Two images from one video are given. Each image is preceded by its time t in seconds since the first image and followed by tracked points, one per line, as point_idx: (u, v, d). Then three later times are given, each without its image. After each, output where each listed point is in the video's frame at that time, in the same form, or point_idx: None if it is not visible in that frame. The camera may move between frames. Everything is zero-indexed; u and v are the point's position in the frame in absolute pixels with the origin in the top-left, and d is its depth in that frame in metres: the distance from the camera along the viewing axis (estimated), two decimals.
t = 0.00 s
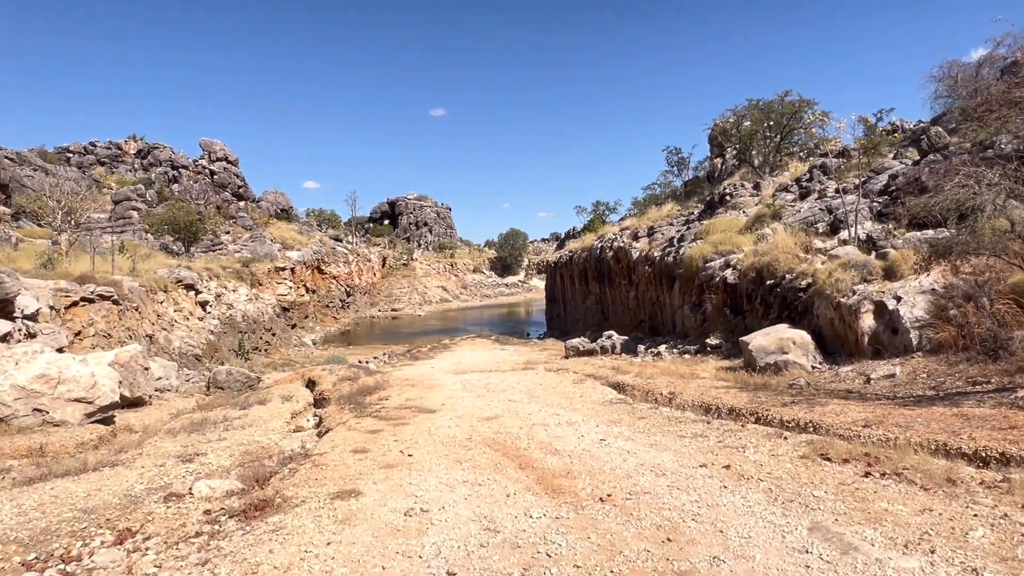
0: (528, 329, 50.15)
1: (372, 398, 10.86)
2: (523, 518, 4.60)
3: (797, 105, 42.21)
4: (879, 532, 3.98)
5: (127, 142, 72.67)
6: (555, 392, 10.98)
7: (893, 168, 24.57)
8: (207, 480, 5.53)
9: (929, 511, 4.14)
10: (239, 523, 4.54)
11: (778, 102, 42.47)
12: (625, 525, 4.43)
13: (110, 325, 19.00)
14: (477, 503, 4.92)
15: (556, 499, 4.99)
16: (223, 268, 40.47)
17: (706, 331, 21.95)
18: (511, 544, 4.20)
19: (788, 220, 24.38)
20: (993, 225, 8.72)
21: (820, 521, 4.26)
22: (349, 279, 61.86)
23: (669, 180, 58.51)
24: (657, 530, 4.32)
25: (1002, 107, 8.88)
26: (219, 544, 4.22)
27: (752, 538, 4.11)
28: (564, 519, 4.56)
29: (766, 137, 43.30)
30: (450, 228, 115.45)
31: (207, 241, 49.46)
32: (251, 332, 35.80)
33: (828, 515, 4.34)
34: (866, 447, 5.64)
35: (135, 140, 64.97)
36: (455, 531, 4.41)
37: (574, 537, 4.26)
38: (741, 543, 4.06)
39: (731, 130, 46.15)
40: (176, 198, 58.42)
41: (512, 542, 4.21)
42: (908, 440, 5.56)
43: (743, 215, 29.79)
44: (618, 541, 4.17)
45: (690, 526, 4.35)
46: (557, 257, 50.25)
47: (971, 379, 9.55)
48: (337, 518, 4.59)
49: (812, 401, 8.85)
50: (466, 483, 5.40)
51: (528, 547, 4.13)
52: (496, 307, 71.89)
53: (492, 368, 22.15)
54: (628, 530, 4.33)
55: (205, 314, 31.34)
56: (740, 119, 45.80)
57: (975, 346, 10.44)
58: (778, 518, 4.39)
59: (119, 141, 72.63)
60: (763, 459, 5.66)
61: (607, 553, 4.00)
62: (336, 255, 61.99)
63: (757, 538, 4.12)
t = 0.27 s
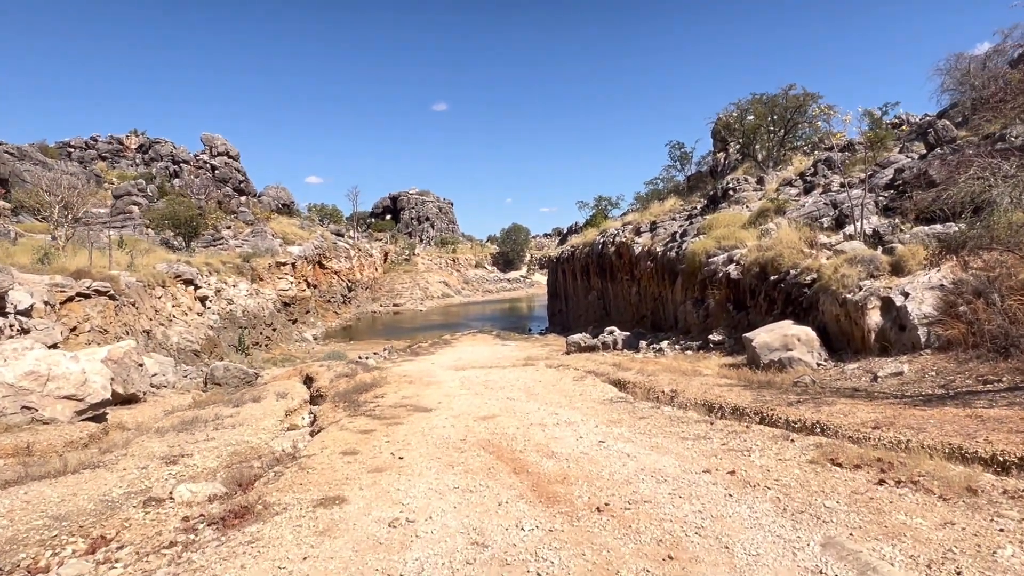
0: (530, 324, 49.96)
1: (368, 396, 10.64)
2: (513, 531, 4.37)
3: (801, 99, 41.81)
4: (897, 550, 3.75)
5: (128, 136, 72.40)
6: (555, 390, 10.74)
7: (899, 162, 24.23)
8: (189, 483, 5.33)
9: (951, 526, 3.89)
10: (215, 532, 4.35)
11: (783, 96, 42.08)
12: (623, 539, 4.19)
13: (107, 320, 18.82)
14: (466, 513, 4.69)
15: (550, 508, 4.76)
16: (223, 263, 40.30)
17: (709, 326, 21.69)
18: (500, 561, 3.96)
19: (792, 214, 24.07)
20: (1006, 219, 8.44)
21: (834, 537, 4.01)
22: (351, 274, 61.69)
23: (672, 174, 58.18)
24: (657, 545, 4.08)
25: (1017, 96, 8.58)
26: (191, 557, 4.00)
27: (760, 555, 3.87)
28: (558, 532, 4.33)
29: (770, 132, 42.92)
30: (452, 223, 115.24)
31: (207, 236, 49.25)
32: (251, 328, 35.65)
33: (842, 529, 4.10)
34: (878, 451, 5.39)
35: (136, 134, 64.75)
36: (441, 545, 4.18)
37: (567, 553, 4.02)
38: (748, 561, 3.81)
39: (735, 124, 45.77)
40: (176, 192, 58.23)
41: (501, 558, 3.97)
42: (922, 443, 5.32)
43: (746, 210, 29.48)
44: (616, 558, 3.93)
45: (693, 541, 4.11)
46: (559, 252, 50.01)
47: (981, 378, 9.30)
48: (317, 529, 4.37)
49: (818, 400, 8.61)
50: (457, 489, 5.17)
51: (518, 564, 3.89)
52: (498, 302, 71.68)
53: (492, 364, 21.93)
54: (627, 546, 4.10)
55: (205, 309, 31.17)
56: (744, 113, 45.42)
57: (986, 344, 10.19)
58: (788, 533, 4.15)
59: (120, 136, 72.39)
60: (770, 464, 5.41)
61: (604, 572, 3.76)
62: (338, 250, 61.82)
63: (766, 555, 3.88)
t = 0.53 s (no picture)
0: (533, 320, 49.72)
1: (362, 392, 10.43)
2: (500, 540, 4.13)
3: (806, 94, 41.41)
4: (918, 565, 3.50)
5: (130, 131, 72.17)
6: (554, 387, 10.51)
7: (906, 156, 23.90)
8: (167, 483, 5.12)
9: (975, 538, 3.65)
10: (186, 538, 4.15)
11: (788, 91, 41.69)
12: (619, 551, 3.95)
13: (103, 315, 18.63)
14: (451, 519, 4.47)
15: (541, 515, 4.52)
16: (224, 258, 40.12)
17: (712, 323, 21.41)
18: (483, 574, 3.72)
19: (797, 209, 23.75)
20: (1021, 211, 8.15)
21: (847, 549, 3.77)
22: (353, 270, 61.49)
23: (675, 170, 57.83)
24: (654, 558, 3.84)
25: None
26: (156, 566, 3.78)
27: (767, 570, 3.62)
28: (548, 542, 4.09)
29: (775, 127, 42.55)
30: (455, 219, 115.00)
31: (209, 231, 49.07)
32: (252, 323, 35.48)
33: (856, 541, 3.86)
34: (890, 454, 5.14)
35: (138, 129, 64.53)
36: (422, 555, 3.95)
37: (557, 565, 3.79)
38: None
39: (739, 119, 45.37)
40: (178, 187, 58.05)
41: (485, 571, 3.74)
42: (935, 444, 5.07)
43: (750, 205, 29.18)
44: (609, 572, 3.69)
45: (694, 554, 3.87)
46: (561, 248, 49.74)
47: (992, 376, 9.03)
48: (292, 536, 4.16)
49: (824, 399, 8.36)
50: (444, 494, 4.94)
51: None
52: (501, 298, 71.45)
53: (492, 360, 21.71)
54: (621, 559, 3.86)
55: (205, 304, 30.99)
56: (748, 109, 45.02)
57: (997, 341, 9.91)
58: (797, 545, 3.90)
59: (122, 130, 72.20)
60: (776, 467, 5.17)
61: None
62: (340, 245, 61.62)
63: (774, 570, 3.64)
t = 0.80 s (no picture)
0: (537, 317, 49.46)
1: (361, 392, 10.23)
2: (492, 559, 3.89)
3: (814, 90, 40.97)
4: None
5: (135, 127, 72.15)
6: (556, 387, 10.28)
7: (916, 153, 23.51)
8: (149, 488, 4.92)
9: (1012, 563, 3.38)
10: (161, 551, 3.93)
11: (795, 87, 41.25)
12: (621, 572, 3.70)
13: (102, 311, 18.46)
14: (441, 534, 4.24)
15: (538, 530, 4.29)
16: (227, 254, 40.00)
17: (718, 322, 21.11)
18: None
19: (805, 207, 23.42)
20: None
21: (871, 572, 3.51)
22: (357, 267, 61.35)
23: (681, 167, 57.43)
24: None
25: None
26: None
27: None
28: (544, 561, 3.85)
29: (782, 124, 42.12)
30: (460, 216, 114.79)
31: (213, 227, 48.99)
32: (255, 320, 35.35)
33: (881, 563, 3.60)
34: (910, 463, 4.88)
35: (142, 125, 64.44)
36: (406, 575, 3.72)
37: None
38: None
39: (745, 116, 44.95)
40: (182, 183, 57.97)
41: None
42: (957, 454, 4.81)
43: (757, 203, 28.83)
44: None
45: None
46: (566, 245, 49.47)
47: (1009, 378, 8.74)
48: (270, 552, 3.93)
49: (835, 401, 8.09)
50: (435, 505, 4.72)
51: None
52: (505, 295, 71.22)
53: (495, 359, 21.47)
54: None
55: (207, 300, 30.85)
56: (755, 105, 44.59)
57: (1013, 342, 9.61)
58: (816, 567, 3.65)
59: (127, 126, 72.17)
60: (789, 478, 4.92)
61: None
62: (344, 242, 61.49)
63: None
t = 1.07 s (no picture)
0: (538, 315, 49.25)
1: (357, 388, 10.00)
2: (485, 570, 3.64)
3: (819, 86, 40.62)
4: None
5: (137, 123, 71.98)
6: (557, 384, 10.03)
7: (923, 149, 23.21)
8: (130, 488, 4.71)
9: None
10: (133, 556, 3.71)
11: (800, 83, 40.90)
12: None
13: (99, 305, 18.27)
14: (431, 541, 4.00)
15: (536, 537, 4.05)
16: (228, 250, 39.81)
17: (722, 319, 20.86)
18: None
19: (810, 203, 23.12)
20: None
21: None
22: (359, 263, 61.14)
23: (684, 165, 57.16)
24: None
25: None
26: None
27: None
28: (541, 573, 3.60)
29: (786, 120, 41.78)
30: (462, 213, 114.55)
31: (214, 223, 48.83)
32: (255, 315, 35.16)
33: None
34: (932, 466, 4.64)
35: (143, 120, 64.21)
36: None
37: None
38: None
39: (749, 112, 44.60)
40: (183, 179, 57.76)
41: None
42: (981, 456, 4.56)
43: (761, 199, 28.54)
44: None
45: None
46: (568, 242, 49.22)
47: None
48: (246, 559, 3.69)
49: (845, 400, 7.83)
50: (427, 508, 4.48)
51: None
52: (507, 292, 71.03)
53: (496, 356, 21.23)
54: None
55: (207, 296, 30.66)
56: (759, 102, 44.24)
57: None
58: None
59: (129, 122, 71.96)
60: (803, 481, 4.68)
61: None
62: (346, 238, 61.28)
63: None
